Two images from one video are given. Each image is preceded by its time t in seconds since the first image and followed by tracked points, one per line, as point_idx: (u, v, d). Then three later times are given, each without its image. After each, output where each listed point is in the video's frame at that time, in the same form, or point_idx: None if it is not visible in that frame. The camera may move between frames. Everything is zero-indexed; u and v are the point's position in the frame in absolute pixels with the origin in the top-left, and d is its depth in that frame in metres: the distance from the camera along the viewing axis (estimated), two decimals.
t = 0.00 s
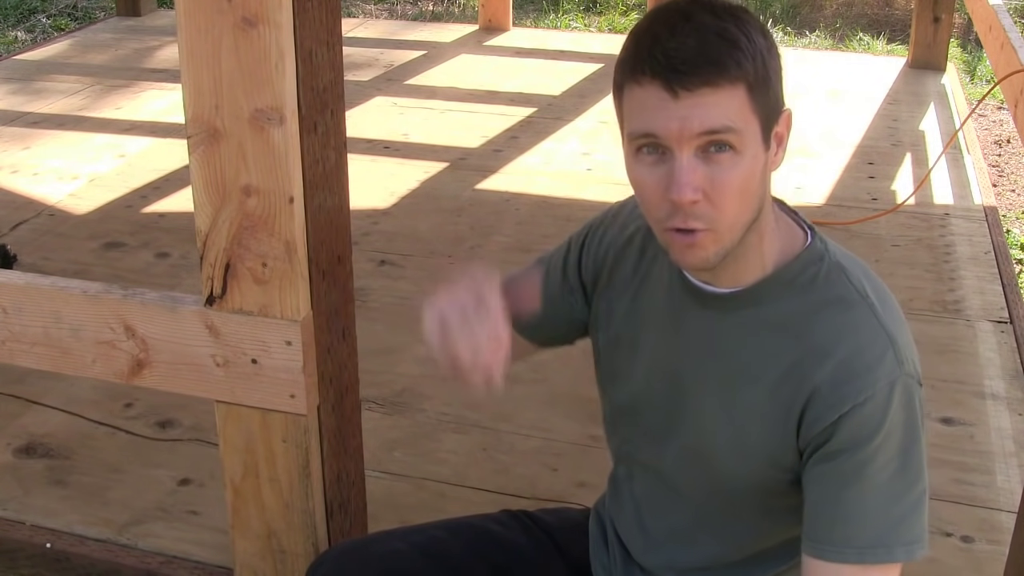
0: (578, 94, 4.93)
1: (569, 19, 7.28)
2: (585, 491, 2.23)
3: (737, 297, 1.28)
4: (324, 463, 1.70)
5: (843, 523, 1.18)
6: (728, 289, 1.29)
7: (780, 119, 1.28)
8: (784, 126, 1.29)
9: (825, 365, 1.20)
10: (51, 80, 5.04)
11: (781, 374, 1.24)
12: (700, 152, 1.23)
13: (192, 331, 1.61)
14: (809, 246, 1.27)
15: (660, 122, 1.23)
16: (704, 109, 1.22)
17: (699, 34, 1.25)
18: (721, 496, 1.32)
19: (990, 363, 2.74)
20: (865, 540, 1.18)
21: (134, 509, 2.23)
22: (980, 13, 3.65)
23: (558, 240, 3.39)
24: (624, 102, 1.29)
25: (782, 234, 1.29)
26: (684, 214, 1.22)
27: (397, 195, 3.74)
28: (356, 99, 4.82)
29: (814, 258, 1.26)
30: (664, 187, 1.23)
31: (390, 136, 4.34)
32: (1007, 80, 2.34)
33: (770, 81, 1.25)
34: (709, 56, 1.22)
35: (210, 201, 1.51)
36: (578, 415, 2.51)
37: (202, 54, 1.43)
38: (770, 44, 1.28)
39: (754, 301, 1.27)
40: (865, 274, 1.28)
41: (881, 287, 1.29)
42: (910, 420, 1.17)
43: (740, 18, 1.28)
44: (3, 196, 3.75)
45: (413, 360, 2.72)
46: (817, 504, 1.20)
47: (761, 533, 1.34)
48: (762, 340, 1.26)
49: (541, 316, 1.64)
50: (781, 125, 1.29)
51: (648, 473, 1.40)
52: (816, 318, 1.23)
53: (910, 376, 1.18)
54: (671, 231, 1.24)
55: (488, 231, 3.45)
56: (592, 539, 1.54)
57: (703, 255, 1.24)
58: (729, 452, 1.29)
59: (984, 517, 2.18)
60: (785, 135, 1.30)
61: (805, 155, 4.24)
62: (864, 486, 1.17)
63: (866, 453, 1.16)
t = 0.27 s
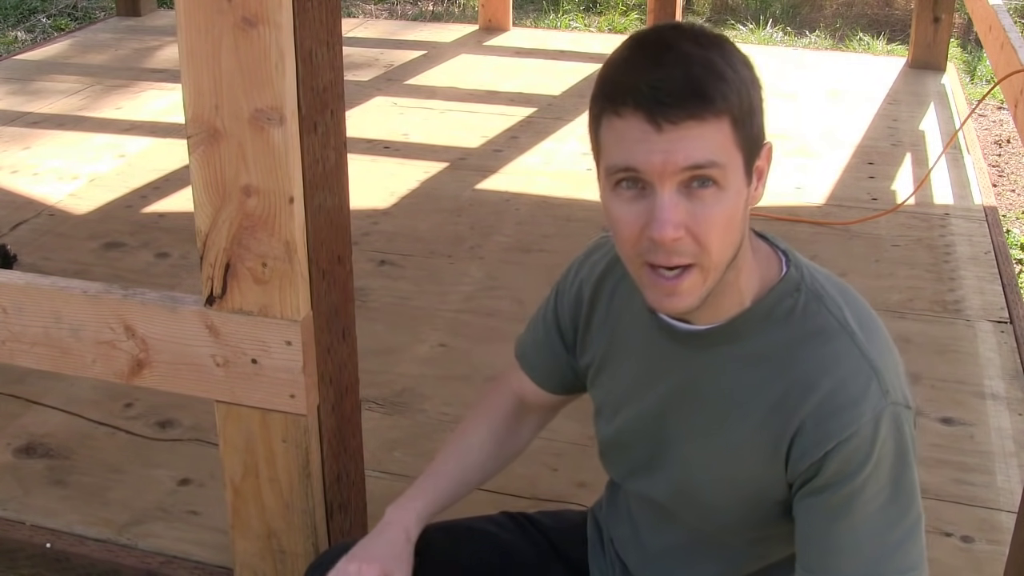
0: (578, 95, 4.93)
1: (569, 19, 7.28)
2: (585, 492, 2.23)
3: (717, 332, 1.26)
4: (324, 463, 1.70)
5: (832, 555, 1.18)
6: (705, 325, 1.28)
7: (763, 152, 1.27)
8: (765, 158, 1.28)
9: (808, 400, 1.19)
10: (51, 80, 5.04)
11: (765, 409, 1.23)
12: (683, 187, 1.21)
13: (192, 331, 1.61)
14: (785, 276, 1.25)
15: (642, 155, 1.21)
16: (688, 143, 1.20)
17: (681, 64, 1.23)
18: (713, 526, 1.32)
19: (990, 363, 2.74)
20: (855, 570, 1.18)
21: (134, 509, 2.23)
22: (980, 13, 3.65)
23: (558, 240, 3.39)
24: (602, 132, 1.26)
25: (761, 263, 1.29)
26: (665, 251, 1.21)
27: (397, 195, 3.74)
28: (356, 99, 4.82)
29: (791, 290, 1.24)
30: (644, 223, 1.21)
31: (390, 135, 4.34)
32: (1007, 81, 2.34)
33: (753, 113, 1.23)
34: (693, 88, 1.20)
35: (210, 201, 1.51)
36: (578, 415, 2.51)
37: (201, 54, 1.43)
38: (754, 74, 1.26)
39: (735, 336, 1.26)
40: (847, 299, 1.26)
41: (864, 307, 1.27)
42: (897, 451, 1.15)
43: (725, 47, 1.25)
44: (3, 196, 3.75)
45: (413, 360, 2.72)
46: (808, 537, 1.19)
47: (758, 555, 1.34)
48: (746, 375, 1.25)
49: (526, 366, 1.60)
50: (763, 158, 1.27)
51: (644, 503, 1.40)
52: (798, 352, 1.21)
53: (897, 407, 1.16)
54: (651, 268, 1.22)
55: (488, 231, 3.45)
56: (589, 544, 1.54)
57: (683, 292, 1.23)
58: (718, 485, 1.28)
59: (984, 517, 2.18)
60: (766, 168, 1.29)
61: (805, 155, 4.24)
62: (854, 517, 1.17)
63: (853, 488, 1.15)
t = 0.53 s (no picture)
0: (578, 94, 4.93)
1: (569, 19, 7.28)
2: (585, 492, 2.23)
3: (697, 349, 1.27)
4: (324, 463, 1.70)
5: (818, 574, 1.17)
6: (684, 341, 1.29)
7: (735, 170, 1.27)
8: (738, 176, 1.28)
9: (787, 418, 1.19)
10: (51, 80, 5.04)
11: (746, 425, 1.24)
12: (653, 209, 1.21)
13: (192, 331, 1.61)
14: (763, 291, 1.26)
15: (609, 177, 1.22)
16: (656, 165, 1.20)
17: (650, 84, 1.23)
18: (700, 542, 1.33)
19: (990, 363, 2.74)
20: None
21: (134, 509, 2.23)
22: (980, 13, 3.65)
23: (558, 240, 3.38)
24: (573, 153, 1.27)
25: (738, 282, 1.30)
26: (634, 274, 1.22)
27: (397, 195, 3.74)
28: (356, 99, 4.82)
29: (769, 306, 1.25)
30: (612, 245, 1.22)
31: (390, 136, 4.34)
32: (1007, 81, 2.34)
33: (725, 132, 1.24)
34: (660, 109, 1.20)
35: (210, 201, 1.51)
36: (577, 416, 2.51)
37: (201, 54, 1.43)
38: (724, 91, 1.26)
39: (716, 354, 1.27)
40: (827, 314, 1.27)
41: (845, 323, 1.28)
42: (878, 467, 1.15)
43: (695, 65, 1.26)
44: (3, 196, 3.75)
45: (413, 360, 2.72)
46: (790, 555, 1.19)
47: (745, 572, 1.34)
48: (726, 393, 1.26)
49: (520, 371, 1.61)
50: (736, 176, 1.28)
51: (637, 522, 1.41)
52: (777, 369, 1.22)
53: (877, 423, 1.16)
54: (620, 290, 1.23)
55: (488, 231, 3.45)
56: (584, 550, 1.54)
57: (653, 313, 1.24)
58: (702, 501, 1.29)
59: (983, 517, 2.18)
60: (740, 186, 1.29)
61: (805, 155, 4.24)
62: (836, 535, 1.16)
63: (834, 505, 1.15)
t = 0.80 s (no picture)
0: (578, 94, 4.93)
1: (569, 19, 7.28)
2: (585, 492, 2.23)
3: (711, 322, 1.28)
4: (324, 463, 1.70)
5: (821, 546, 1.16)
6: (703, 312, 1.29)
7: (750, 155, 1.24)
8: (754, 161, 1.25)
9: (800, 389, 1.20)
10: (51, 80, 5.04)
11: (758, 398, 1.23)
12: (639, 178, 1.21)
13: (192, 331, 1.61)
14: (783, 265, 1.26)
15: (603, 142, 1.23)
16: (643, 135, 1.20)
17: (659, 56, 1.23)
18: (706, 519, 1.32)
19: (990, 363, 2.74)
20: (846, 562, 1.16)
21: (135, 509, 2.23)
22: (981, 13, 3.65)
23: (559, 240, 3.39)
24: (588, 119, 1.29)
25: (754, 257, 1.28)
26: (613, 235, 1.23)
27: (397, 195, 3.74)
28: (356, 99, 4.82)
29: (787, 280, 1.25)
30: (599, 206, 1.23)
31: (390, 136, 4.34)
32: (1007, 81, 2.34)
33: (735, 114, 1.21)
34: (658, 82, 1.20)
35: (210, 201, 1.51)
36: (577, 415, 2.51)
37: (201, 53, 1.43)
38: (747, 73, 1.23)
39: (730, 327, 1.27)
40: (844, 294, 1.27)
41: (862, 304, 1.28)
42: (890, 441, 1.15)
43: (720, 45, 1.23)
44: (3, 196, 3.75)
45: (413, 360, 2.72)
46: (796, 528, 1.19)
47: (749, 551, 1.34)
48: (739, 365, 1.26)
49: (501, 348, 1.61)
50: (752, 160, 1.25)
51: (640, 500, 1.41)
52: (791, 342, 1.22)
53: (890, 397, 1.16)
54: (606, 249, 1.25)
55: (488, 231, 3.45)
56: (588, 544, 1.54)
57: (635, 275, 1.25)
58: (711, 476, 1.28)
59: (984, 517, 2.17)
60: (759, 172, 1.26)
61: (805, 155, 4.24)
62: (844, 509, 1.16)
63: (844, 476, 1.15)
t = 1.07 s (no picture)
0: (578, 94, 4.93)
1: (569, 19, 7.28)
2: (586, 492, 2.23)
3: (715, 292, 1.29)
4: (324, 462, 1.70)
5: (813, 504, 1.15)
6: (713, 292, 1.29)
7: (760, 130, 1.27)
8: (763, 137, 1.28)
9: (805, 353, 1.21)
10: (51, 80, 5.04)
11: (760, 363, 1.25)
12: (660, 153, 1.22)
13: (192, 331, 1.61)
14: (793, 241, 1.28)
15: (621, 119, 1.24)
16: (663, 110, 1.22)
17: (674, 34, 1.26)
18: (696, 490, 1.32)
19: (990, 363, 2.74)
20: (836, 521, 1.15)
21: (135, 509, 2.23)
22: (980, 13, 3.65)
23: (559, 240, 3.39)
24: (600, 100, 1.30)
25: (767, 235, 1.30)
26: (638, 211, 1.24)
27: (397, 195, 3.74)
28: (356, 99, 4.82)
29: (796, 256, 1.27)
30: (619, 183, 1.24)
31: (390, 136, 4.34)
32: (1007, 81, 2.34)
33: (746, 89, 1.24)
34: (676, 57, 1.23)
35: (210, 201, 1.51)
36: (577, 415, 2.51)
37: (201, 52, 1.43)
38: (757, 52, 1.27)
39: (738, 304, 1.27)
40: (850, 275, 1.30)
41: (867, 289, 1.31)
42: (887, 407, 1.17)
43: (728, 24, 1.27)
44: (3, 196, 3.75)
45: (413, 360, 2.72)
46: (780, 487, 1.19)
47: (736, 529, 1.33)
48: (744, 336, 1.27)
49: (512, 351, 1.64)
50: (764, 135, 1.28)
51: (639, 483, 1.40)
52: (799, 312, 1.24)
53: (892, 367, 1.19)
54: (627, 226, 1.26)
55: (488, 231, 3.45)
56: (588, 541, 1.54)
57: (658, 250, 1.25)
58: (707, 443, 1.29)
59: (984, 517, 2.18)
60: (766, 148, 1.29)
61: (805, 155, 4.24)
62: (836, 469, 1.16)
63: (841, 435, 1.16)
